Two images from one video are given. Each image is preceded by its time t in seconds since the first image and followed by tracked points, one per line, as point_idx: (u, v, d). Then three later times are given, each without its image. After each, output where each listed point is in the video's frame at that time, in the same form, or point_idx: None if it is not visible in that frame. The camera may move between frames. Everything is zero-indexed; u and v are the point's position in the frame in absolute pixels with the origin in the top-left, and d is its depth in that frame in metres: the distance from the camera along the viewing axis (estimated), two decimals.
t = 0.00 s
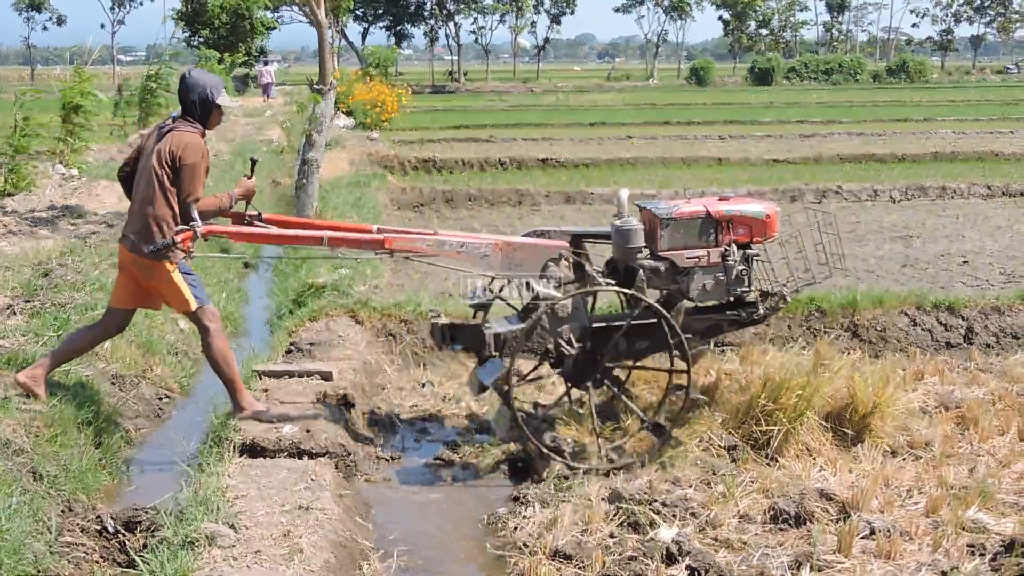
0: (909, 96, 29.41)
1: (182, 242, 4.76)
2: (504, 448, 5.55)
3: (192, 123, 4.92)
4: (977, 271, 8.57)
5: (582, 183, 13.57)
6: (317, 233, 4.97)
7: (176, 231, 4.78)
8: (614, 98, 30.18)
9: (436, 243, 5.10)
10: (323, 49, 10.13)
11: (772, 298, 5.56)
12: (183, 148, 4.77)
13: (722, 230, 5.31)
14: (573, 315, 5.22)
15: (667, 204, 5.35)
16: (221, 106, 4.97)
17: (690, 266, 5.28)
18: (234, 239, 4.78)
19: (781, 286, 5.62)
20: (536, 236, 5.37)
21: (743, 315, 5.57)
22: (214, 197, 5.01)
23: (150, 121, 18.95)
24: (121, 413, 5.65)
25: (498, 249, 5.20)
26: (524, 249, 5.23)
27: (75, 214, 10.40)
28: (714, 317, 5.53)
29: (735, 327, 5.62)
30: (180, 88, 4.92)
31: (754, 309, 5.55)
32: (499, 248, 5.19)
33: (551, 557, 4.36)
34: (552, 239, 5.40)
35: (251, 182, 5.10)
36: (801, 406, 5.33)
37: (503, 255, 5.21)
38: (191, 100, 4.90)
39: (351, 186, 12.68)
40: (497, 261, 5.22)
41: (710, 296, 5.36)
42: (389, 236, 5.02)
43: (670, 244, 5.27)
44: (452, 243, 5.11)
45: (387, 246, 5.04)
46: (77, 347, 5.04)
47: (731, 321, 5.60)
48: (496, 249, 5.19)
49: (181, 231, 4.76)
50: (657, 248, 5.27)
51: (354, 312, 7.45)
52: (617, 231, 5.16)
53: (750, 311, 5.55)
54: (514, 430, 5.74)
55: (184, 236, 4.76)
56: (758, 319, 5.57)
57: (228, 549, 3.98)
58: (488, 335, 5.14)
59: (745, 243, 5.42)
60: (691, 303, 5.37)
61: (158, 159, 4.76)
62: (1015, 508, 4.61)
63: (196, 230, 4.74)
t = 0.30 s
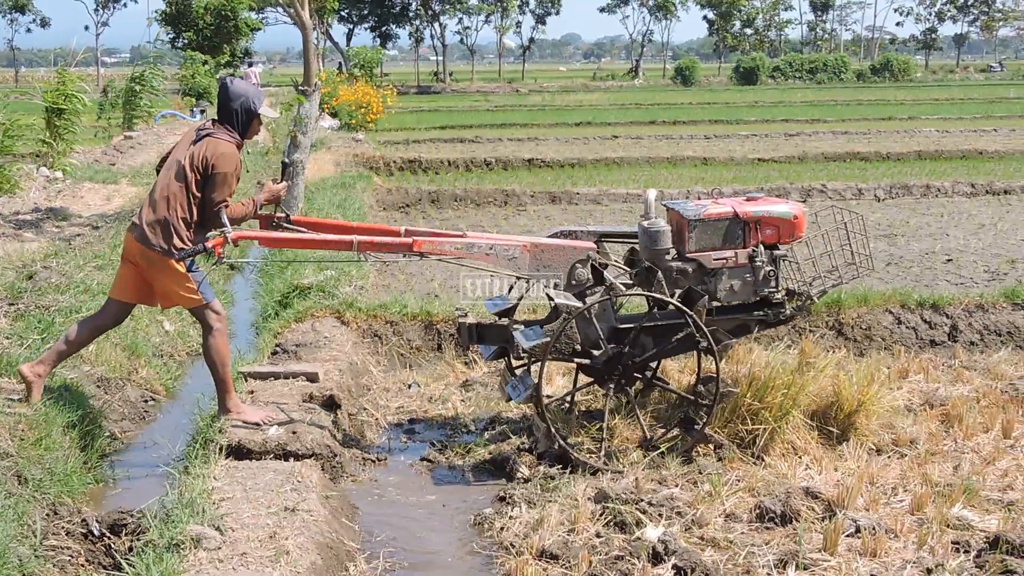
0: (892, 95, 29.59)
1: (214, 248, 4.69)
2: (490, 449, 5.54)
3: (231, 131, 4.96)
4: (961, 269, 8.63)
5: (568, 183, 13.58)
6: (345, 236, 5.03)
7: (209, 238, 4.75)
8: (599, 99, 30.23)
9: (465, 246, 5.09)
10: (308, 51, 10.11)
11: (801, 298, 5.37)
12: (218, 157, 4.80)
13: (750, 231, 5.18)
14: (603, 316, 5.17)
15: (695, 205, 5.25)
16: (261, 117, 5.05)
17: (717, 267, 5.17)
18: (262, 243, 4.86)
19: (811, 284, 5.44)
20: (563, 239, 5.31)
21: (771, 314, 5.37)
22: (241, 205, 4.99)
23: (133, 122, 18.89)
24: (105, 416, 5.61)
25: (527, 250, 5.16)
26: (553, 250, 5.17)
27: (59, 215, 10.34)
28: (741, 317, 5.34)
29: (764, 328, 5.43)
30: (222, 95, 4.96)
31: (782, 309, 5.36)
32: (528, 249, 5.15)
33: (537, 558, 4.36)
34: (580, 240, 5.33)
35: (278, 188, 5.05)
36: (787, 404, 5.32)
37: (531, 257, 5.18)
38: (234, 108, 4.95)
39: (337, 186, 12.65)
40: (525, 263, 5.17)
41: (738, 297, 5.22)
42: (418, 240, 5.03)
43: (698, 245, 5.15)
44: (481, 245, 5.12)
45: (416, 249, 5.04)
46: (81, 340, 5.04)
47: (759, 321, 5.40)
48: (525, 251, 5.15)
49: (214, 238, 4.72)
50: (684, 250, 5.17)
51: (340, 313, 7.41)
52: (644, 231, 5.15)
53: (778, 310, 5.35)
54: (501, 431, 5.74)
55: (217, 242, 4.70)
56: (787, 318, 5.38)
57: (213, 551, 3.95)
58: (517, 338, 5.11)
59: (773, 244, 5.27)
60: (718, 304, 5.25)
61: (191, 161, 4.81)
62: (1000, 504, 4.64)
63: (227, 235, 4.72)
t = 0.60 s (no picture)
0: (874, 95, 29.79)
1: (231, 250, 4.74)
2: (473, 449, 5.54)
3: (244, 133, 4.92)
4: (943, 268, 8.70)
5: (552, 183, 13.59)
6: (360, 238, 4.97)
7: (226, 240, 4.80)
8: (583, 99, 30.28)
9: (479, 246, 5.09)
10: (290, 52, 10.07)
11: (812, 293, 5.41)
12: (230, 160, 4.79)
13: (761, 228, 5.18)
14: (616, 315, 5.10)
15: (705, 203, 5.23)
16: (272, 114, 4.99)
17: (729, 264, 5.17)
18: (278, 246, 4.90)
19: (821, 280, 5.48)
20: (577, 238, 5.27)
21: (782, 311, 5.42)
22: (256, 208, 5.03)
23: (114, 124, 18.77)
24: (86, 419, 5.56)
25: (540, 250, 5.15)
26: (566, 250, 5.14)
27: (40, 217, 10.27)
28: (753, 313, 5.41)
29: (775, 323, 5.48)
30: (233, 96, 4.90)
31: (794, 305, 5.41)
32: (541, 250, 5.14)
33: (521, 558, 4.35)
34: (594, 239, 5.29)
35: (291, 193, 5.04)
36: (769, 405, 5.36)
37: (546, 257, 5.15)
38: (247, 110, 4.89)
39: (321, 186, 12.60)
40: (539, 264, 5.17)
41: (749, 294, 5.24)
42: (433, 240, 5.06)
43: (710, 243, 5.14)
44: (495, 246, 5.12)
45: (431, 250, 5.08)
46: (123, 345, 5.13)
47: (770, 317, 5.46)
48: (539, 251, 5.15)
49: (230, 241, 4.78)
50: (696, 247, 5.15)
51: (323, 314, 7.37)
52: (656, 229, 5.13)
53: (790, 306, 5.41)
54: (485, 432, 5.73)
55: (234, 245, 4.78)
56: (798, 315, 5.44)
57: (196, 554, 3.93)
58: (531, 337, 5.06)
59: (784, 241, 5.28)
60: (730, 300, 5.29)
61: (201, 162, 4.83)
62: (981, 502, 4.68)
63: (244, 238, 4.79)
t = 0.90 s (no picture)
0: (855, 95, 29.97)
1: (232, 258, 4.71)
2: (456, 450, 5.52)
3: (240, 137, 4.90)
4: (923, 267, 8.77)
5: (534, 184, 13.59)
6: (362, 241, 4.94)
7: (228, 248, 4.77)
8: (565, 99, 30.30)
9: (480, 247, 5.08)
10: (272, 54, 10.02)
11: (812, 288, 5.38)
12: (226, 165, 4.79)
13: (759, 224, 5.21)
14: (617, 313, 5.13)
15: (703, 200, 5.26)
16: (268, 117, 4.98)
17: (729, 260, 5.18)
18: (280, 251, 4.85)
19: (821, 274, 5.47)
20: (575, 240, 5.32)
21: (783, 306, 5.40)
22: (258, 216, 4.99)
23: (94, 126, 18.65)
24: (66, 423, 5.50)
25: (541, 251, 5.17)
26: (566, 251, 5.19)
27: (19, 219, 10.18)
28: (753, 309, 5.40)
29: (776, 318, 5.46)
30: (228, 99, 4.89)
31: (794, 300, 5.39)
32: (542, 250, 5.16)
33: (504, 559, 4.35)
34: (592, 240, 5.34)
35: (294, 204, 5.03)
36: (751, 403, 5.39)
37: (546, 258, 5.18)
38: (243, 114, 4.88)
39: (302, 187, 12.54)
40: (540, 264, 5.18)
41: (750, 289, 5.24)
42: (434, 243, 5.03)
43: (709, 240, 5.16)
44: (496, 247, 5.11)
45: (433, 252, 5.05)
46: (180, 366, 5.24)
47: (772, 312, 5.44)
48: (539, 252, 5.16)
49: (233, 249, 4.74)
50: (695, 245, 5.18)
51: (305, 316, 7.33)
52: (655, 228, 5.16)
53: (791, 301, 5.38)
54: (467, 433, 5.72)
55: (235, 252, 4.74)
56: (798, 309, 5.42)
57: (177, 557, 3.90)
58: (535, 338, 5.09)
59: (782, 235, 5.31)
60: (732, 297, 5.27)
61: (194, 166, 4.84)
62: (962, 499, 4.71)
63: (245, 245, 4.75)
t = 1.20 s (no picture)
0: (838, 94, 30.13)
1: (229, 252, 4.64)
2: (439, 449, 5.51)
3: (227, 127, 4.89)
4: (906, 265, 8.83)
5: (518, 183, 13.58)
6: (356, 238, 4.92)
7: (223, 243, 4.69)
8: (549, 98, 30.30)
9: (475, 245, 5.06)
10: (254, 53, 9.97)
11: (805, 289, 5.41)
12: (212, 154, 4.78)
13: (753, 223, 5.22)
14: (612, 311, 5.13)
15: (698, 199, 5.26)
16: (257, 106, 4.97)
17: (723, 260, 5.20)
18: (276, 247, 4.83)
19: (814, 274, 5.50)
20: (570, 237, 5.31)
21: (776, 306, 5.43)
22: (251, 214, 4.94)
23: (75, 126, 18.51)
24: (47, 423, 5.44)
25: (536, 248, 5.17)
26: (561, 248, 5.18)
27: None
28: (746, 309, 5.43)
29: (768, 319, 5.49)
30: (216, 90, 4.89)
31: (788, 300, 5.42)
32: (537, 247, 5.16)
33: (486, 557, 4.34)
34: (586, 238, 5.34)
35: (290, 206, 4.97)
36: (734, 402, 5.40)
37: (541, 255, 5.18)
38: (230, 104, 4.87)
39: (286, 186, 12.49)
40: (535, 261, 5.18)
41: (744, 289, 5.27)
42: (429, 240, 5.01)
43: (704, 239, 5.16)
44: (491, 244, 5.10)
45: (428, 249, 5.03)
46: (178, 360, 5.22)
47: (764, 312, 5.47)
48: (534, 249, 5.16)
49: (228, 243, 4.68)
50: (691, 244, 5.17)
51: (288, 315, 7.29)
52: (651, 227, 5.15)
53: (784, 302, 5.42)
54: (451, 431, 5.71)
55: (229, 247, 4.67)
56: (791, 310, 5.45)
57: (159, 557, 3.87)
58: (528, 334, 5.03)
59: (775, 235, 5.33)
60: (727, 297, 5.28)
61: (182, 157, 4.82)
62: (943, 496, 4.74)
63: (239, 239, 4.74)
